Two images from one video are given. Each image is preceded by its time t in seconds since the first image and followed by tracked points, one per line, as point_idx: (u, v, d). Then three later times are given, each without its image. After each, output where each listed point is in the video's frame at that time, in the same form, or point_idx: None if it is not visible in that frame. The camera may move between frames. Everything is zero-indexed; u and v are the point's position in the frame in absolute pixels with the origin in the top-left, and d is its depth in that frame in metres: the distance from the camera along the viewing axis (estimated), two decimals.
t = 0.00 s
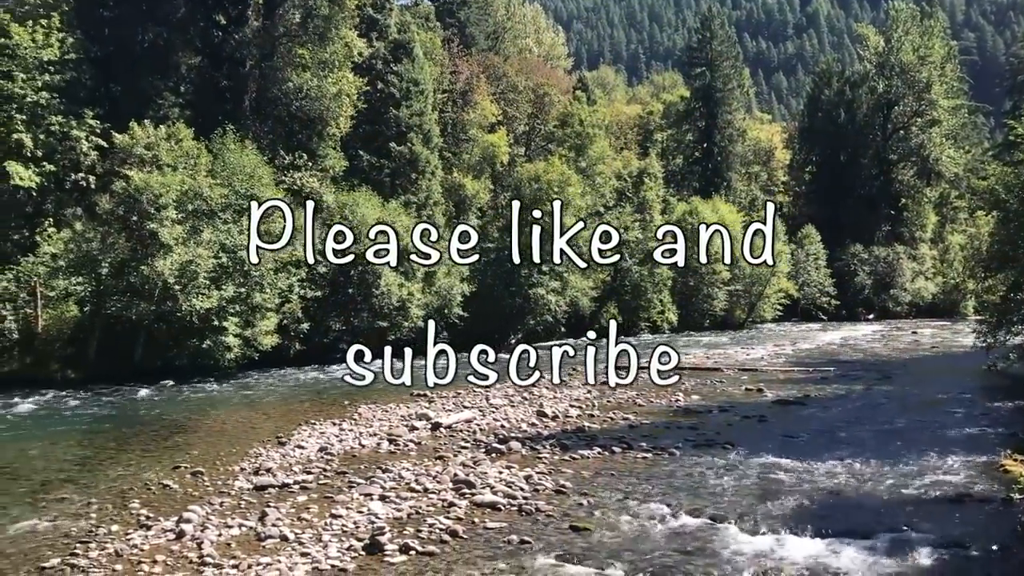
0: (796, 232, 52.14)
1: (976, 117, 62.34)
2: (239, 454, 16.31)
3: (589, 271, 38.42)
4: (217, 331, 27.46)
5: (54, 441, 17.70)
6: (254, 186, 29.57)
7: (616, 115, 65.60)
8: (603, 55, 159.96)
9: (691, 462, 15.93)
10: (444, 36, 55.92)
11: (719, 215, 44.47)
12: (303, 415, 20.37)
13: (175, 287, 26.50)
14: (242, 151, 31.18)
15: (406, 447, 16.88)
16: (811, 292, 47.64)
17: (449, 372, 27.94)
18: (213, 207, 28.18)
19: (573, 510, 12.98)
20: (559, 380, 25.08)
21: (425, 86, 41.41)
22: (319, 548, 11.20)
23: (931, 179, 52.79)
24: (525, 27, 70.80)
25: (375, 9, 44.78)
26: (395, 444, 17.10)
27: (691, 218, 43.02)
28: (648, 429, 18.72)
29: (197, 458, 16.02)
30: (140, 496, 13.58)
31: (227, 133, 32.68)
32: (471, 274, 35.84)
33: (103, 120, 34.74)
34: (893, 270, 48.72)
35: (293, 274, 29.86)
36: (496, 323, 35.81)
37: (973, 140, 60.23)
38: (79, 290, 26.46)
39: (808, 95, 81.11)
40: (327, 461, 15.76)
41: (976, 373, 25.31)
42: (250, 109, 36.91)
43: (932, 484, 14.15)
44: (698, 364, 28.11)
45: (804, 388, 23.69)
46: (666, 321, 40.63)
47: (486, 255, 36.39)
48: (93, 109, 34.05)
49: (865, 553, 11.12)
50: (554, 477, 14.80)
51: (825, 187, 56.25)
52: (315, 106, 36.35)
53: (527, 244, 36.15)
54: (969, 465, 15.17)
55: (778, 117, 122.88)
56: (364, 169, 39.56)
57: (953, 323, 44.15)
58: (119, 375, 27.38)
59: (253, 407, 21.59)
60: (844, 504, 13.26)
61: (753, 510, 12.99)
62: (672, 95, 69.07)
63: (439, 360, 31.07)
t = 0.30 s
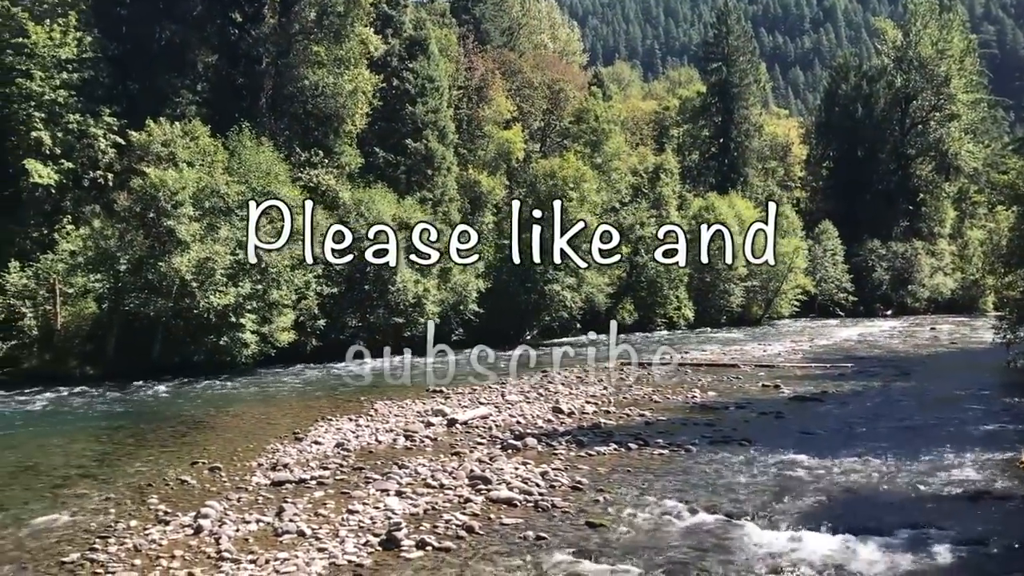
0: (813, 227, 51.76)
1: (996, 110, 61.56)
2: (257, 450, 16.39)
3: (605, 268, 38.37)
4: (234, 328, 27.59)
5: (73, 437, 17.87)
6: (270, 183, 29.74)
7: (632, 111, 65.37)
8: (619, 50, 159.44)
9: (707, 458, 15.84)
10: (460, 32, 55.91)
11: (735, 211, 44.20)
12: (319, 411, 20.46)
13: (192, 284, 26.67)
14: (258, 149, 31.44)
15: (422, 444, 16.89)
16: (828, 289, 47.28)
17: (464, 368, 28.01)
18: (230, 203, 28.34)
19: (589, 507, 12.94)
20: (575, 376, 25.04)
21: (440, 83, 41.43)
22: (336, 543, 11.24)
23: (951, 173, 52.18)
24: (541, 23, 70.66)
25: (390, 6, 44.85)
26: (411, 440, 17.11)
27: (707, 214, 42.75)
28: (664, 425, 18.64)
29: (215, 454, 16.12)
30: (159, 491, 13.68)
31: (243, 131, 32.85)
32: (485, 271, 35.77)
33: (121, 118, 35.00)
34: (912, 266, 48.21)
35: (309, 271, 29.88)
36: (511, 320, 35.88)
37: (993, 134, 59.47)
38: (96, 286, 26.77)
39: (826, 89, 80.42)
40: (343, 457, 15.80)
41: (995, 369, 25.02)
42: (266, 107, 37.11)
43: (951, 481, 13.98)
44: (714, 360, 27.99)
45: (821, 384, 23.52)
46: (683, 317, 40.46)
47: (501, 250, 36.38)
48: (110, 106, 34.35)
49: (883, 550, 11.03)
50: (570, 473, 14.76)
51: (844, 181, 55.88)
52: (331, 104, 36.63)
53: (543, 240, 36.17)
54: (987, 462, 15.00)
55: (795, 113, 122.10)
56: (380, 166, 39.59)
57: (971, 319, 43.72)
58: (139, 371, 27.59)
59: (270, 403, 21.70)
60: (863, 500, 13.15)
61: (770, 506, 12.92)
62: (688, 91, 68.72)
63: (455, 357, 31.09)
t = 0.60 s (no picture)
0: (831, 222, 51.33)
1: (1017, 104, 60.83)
2: (275, 446, 16.46)
3: (621, 264, 38.29)
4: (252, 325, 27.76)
5: (92, 433, 18.02)
6: (287, 180, 29.89)
7: (647, 107, 65.10)
8: (634, 46, 158.83)
9: (724, 454, 15.76)
10: (476, 29, 55.87)
11: (752, 206, 43.90)
12: (336, 407, 20.52)
13: (210, 281, 26.81)
14: (274, 146, 31.76)
15: (438, 440, 16.91)
16: (846, 284, 46.91)
17: (479, 364, 28.01)
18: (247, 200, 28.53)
19: (606, 503, 12.88)
20: (591, 372, 25.00)
21: (456, 80, 41.45)
22: (353, 538, 11.27)
23: (971, 168, 51.63)
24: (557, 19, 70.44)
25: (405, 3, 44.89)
26: (428, 436, 17.13)
27: (724, 209, 42.54)
28: (681, 422, 18.54)
29: (233, 450, 16.20)
30: (178, 487, 13.78)
31: (260, 129, 33.01)
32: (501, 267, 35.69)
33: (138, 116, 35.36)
34: (932, 261, 47.69)
35: (326, 268, 29.93)
36: (528, 317, 35.89)
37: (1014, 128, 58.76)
38: (114, 283, 26.94)
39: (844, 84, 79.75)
40: (360, 453, 15.84)
41: (1016, 364, 24.75)
42: (283, 104, 37.20)
43: (973, 477, 13.82)
44: (730, 356, 27.84)
45: (839, 380, 23.36)
46: (700, 313, 40.33)
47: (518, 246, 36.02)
48: (127, 105, 34.65)
49: (902, 547, 10.90)
50: (587, 470, 14.72)
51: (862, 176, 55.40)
52: (347, 101, 36.70)
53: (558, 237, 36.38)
54: (1009, 459, 14.82)
55: (812, 107, 121.32)
56: (396, 164, 39.59)
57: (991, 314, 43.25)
58: (157, 368, 27.85)
59: (287, 399, 21.79)
60: (883, 497, 13.02)
61: (788, 503, 12.82)
62: (705, 86, 68.35)
63: (470, 353, 31.08)
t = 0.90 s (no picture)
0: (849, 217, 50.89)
1: None
2: (291, 442, 16.53)
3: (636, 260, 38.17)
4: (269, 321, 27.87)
5: (112, 429, 18.19)
6: (303, 177, 30.02)
7: (663, 101, 64.82)
8: (650, 40, 158.12)
9: (741, 450, 15.68)
10: (491, 25, 55.81)
11: (769, 201, 43.58)
12: (352, 403, 20.57)
13: (226, 277, 26.88)
14: (290, 143, 31.97)
15: (454, 435, 16.93)
16: (863, 280, 46.51)
17: (494, 360, 28.01)
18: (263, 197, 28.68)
19: (622, 499, 12.85)
20: (606, 369, 24.94)
21: (471, 76, 41.42)
22: (370, 534, 11.30)
23: (990, 162, 51.01)
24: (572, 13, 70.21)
25: None
26: (444, 432, 17.16)
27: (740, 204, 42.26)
28: (698, 418, 18.46)
29: (250, 446, 16.29)
30: (196, 482, 13.88)
31: (276, 126, 33.15)
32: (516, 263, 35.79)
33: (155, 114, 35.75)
34: (951, 256, 47.16)
35: (342, 264, 29.97)
36: (544, 314, 35.81)
37: None
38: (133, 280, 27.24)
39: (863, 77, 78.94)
40: (377, 449, 15.88)
41: None
42: (298, 101, 37.71)
43: (992, 474, 13.66)
44: (747, 352, 27.71)
45: (856, 375, 23.20)
46: (716, 308, 40.13)
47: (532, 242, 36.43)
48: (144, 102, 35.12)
49: (920, 543, 10.81)
50: (603, 466, 14.69)
51: (880, 171, 54.98)
52: (362, 98, 36.56)
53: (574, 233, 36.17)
54: None
55: (829, 100, 120.27)
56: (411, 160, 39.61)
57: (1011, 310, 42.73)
58: (174, 363, 28.02)
59: (303, 395, 21.87)
60: (901, 493, 12.90)
61: (805, 499, 12.74)
62: (722, 80, 67.94)
63: (485, 349, 31.09)
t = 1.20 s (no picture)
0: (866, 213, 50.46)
1: None
2: (307, 436, 16.58)
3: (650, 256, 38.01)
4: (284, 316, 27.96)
5: (129, 423, 18.31)
6: (318, 172, 30.05)
7: (678, 96, 64.47)
8: (665, 35, 157.40)
9: (757, 446, 15.58)
10: (506, 20, 55.69)
11: (785, 197, 43.29)
12: (367, 398, 20.61)
13: (242, 272, 26.94)
14: (305, 138, 32.02)
15: (469, 430, 16.93)
16: (880, 275, 46.11)
17: (508, 355, 28.01)
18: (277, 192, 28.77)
19: (637, 495, 12.80)
20: (621, 364, 24.86)
21: (485, 71, 41.41)
22: (385, 528, 11.32)
23: (1009, 156, 50.47)
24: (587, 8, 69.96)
25: None
26: (458, 427, 17.16)
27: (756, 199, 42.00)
28: (713, 413, 18.37)
29: (266, 440, 16.35)
30: (213, 476, 13.95)
31: (291, 121, 33.24)
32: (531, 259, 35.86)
33: (171, 109, 36.65)
34: (970, 251, 46.63)
35: (357, 259, 29.96)
36: (557, 309, 35.96)
37: None
38: (149, 275, 27.46)
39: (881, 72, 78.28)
40: (391, 444, 15.91)
41: None
42: (314, 96, 37.76)
43: (1011, 472, 13.51)
44: (762, 348, 27.55)
45: (873, 372, 23.00)
46: (732, 304, 39.88)
47: (546, 238, 36.55)
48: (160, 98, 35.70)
49: (938, 541, 10.71)
50: (618, 462, 14.64)
51: (898, 166, 54.45)
52: (377, 95, 36.32)
53: (589, 228, 35.91)
54: None
55: (846, 95, 119.27)
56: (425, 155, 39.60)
57: None
58: (190, 358, 28.27)
59: (318, 390, 21.94)
60: (919, 490, 12.77)
61: (822, 496, 12.64)
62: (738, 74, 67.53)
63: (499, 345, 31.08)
